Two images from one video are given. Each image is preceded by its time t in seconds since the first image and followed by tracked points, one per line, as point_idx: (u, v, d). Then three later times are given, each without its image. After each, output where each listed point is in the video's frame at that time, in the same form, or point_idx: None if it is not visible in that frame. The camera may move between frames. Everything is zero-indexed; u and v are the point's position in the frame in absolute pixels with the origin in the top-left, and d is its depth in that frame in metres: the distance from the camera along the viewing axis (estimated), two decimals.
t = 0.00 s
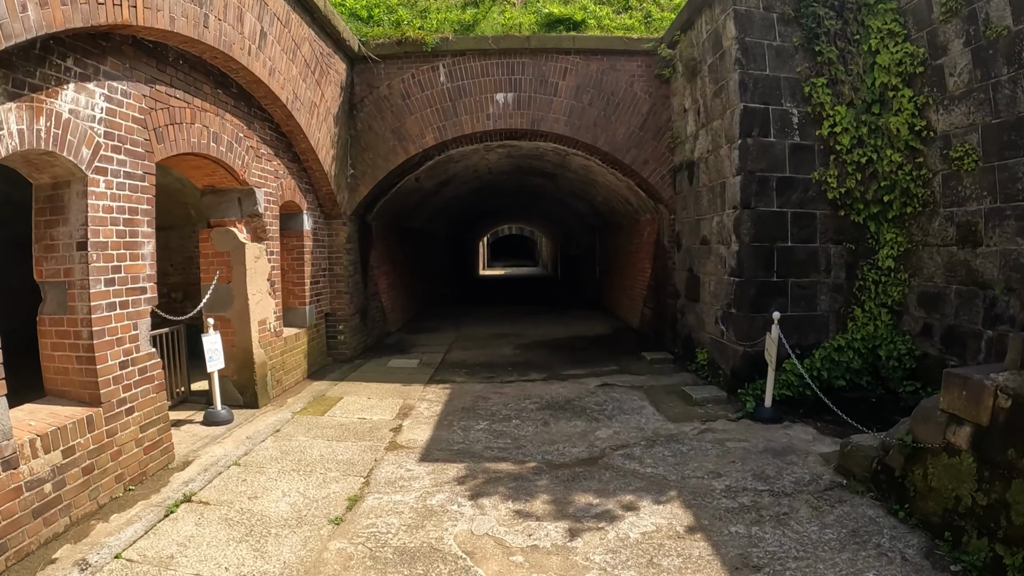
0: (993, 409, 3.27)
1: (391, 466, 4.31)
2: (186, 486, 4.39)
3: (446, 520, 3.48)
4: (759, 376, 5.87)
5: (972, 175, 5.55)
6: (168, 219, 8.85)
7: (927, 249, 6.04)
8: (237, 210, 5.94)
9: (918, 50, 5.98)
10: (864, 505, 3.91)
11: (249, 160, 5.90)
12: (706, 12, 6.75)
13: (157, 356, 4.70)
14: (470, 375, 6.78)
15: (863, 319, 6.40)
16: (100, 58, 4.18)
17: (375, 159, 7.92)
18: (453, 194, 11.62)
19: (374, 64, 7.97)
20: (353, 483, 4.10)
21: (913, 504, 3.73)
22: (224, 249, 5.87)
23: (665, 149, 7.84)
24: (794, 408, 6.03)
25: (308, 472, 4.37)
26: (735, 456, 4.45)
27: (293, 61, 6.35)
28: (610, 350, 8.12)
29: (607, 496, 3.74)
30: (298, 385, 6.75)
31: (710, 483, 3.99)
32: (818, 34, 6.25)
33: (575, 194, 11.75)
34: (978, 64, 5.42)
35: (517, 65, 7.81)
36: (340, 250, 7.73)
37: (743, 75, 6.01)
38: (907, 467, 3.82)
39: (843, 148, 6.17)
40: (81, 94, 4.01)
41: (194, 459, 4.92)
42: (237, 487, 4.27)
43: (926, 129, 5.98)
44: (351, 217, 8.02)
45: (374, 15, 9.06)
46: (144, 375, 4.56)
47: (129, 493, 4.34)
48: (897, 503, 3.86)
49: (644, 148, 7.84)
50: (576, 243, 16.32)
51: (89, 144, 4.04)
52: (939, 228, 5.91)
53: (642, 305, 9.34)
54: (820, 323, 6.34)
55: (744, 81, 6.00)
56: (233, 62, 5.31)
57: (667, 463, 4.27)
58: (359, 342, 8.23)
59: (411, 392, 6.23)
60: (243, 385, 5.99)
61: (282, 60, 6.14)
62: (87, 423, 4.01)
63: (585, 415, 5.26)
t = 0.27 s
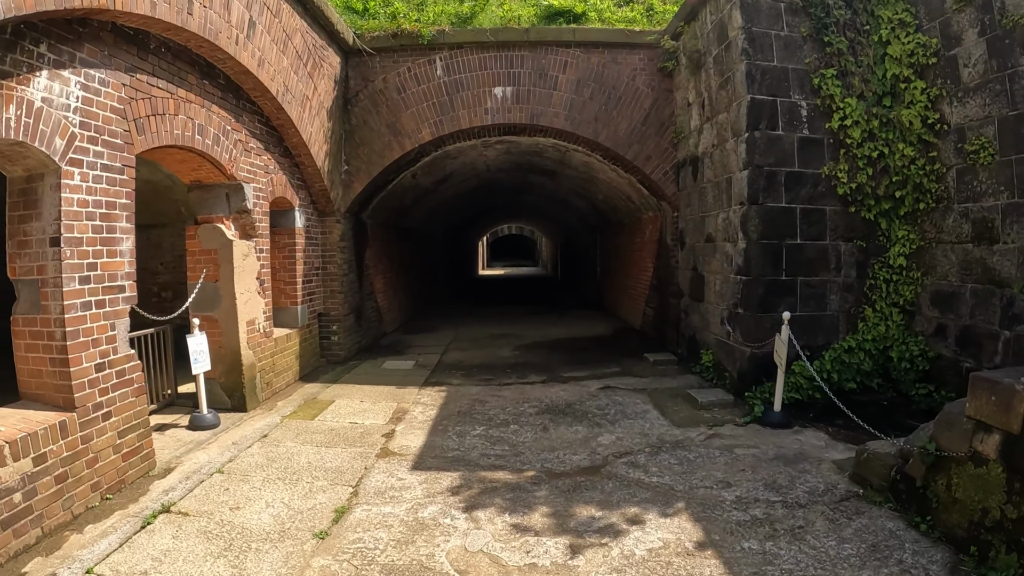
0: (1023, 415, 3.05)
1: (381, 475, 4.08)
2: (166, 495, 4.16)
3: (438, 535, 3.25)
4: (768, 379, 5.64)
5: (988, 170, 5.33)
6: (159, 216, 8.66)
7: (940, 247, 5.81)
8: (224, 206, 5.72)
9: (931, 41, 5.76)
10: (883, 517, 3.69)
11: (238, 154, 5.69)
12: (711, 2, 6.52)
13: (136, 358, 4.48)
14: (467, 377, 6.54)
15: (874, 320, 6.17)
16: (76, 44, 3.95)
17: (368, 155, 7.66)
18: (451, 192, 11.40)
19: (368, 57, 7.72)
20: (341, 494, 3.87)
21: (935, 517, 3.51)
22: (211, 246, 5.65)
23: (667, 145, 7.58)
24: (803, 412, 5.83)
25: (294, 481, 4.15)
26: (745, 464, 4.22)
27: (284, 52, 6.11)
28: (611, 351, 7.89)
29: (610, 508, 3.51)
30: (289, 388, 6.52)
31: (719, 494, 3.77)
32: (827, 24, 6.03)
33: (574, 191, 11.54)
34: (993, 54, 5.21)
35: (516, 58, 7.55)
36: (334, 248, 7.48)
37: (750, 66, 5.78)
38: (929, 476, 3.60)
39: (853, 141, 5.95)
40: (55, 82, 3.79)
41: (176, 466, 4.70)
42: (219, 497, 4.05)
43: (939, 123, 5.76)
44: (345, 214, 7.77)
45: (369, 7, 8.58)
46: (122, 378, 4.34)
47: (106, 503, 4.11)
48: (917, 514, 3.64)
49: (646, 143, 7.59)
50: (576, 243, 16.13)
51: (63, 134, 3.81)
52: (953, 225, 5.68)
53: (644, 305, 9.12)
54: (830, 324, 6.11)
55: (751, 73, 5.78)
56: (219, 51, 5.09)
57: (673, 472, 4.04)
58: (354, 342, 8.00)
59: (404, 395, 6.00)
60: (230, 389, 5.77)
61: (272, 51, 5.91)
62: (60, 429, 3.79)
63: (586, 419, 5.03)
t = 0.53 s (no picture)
0: None
1: (372, 491, 3.86)
2: (145, 512, 3.94)
3: (431, 559, 3.03)
4: (777, 386, 5.42)
5: (1007, 169, 5.10)
6: (149, 215, 8.45)
7: (955, 249, 5.60)
8: (212, 206, 5.51)
9: (946, 34, 5.54)
10: (904, 537, 3.47)
11: (225, 152, 5.47)
12: None
13: (114, 366, 4.25)
14: (465, 383, 6.31)
15: (886, 324, 5.96)
16: (49, 36, 3.72)
17: (363, 154, 7.42)
18: (449, 191, 11.17)
19: (363, 52, 7.47)
20: (329, 512, 3.64)
21: (960, 538, 3.30)
22: (198, 248, 5.44)
23: (671, 143, 7.33)
24: (812, 420, 5.61)
25: (280, 497, 3.92)
26: (756, 479, 4.00)
27: (274, 46, 5.88)
28: (613, 355, 7.67)
29: (614, 529, 3.29)
30: (281, 394, 6.31)
31: (731, 512, 3.55)
32: (838, 16, 5.79)
33: (574, 191, 11.32)
34: (1012, 48, 4.98)
35: (515, 54, 7.30)
36: (328, 250, 7.26)
37: (759, 59, 5.56)
38: (954, 494, 3.39)
39: (865, 139, 5.75)
40: (25, 75, 3.56)
41: (159, 480, 4.47)
42: (200, 514, 3.82)
43: (955, 119, 5.52)
44: (339, 215, 7.54)
45: (364, 2, 8.32)
46: (100, 387, 4.11)
47: (82, 519, 3.89)
48: (940, 534, 3.42)
49: (649, 141, 7.35)
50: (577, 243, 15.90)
51: (33, 131, 3.58)
52: (969, 226, 5.46)
53: (646, 307, 8.89)
54: (841, 328, 5.89)
55: (759, 67, 5.55)
56: (204, 44, 4.86)
57: (681, 488, 3.82)
58: (349, 346, 7.78)
59: (399, 402, 5.77)
60: (218, 396, 5.57)
61: (260, 45, 5.67)
62: (31, 443, 3.56)
63: (588, 429, 4.81)
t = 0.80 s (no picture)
0: None
1: (363, 509, 3.65)
2: (126, 531, 3.74)
3: None
4: (786, 396, 5.22)
5: None
6: (141, 217, 8.27)
7: (971, 253, 5.39)
8: (199, 208, 5.32)
9: (961, 30, 5.33)
10: (925, 561, 3.26)
11: (213, 152, 5.28)
12: None
13: (93, 377, 4.05)
14: (463, 391, 6.10)
15: (899, 330, 5.75)
16: (21, 29, 3.52)
17: (358, 154, 7.19)
18: (448, 192, 10.96)
19: (359, 50, 7.27)
20: (317, 533, 3.43)
21: (986, 563, 3.10)
22: (185, 252, 5.26)
23: (675, 142, 7.10)
24: (823, 430, 5.41)
25: (266, 516, 3.72)
26: (768, 497, 3.80)
27: (265, 42, 5.67)
28: (616, 360, 7.46)
29: (619, 553, 3.09)
30: (272, 402, 6.11)
31: (743, 535, 3.34)
32: (850, 11, 5.58)
33: (575, 191, 11.12)
34: None
35: (515, 51, 7.07)
36: (322, 252, 7.05)
37: (768, 56, 5.35)
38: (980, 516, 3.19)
39: (879, 139, 5.55)
40: None
41: (141, 495, 4.27)
42: (182, 534, 3.61)
43: (971, 119, 5.31)
44: (335, 216, 7.33)
45: None
46: (77, 399, 3.91)
47: (60, 539, 3.69)
48: (964, 558, 3.23)
49: (653, 141, 7.13)
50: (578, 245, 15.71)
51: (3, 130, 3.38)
52: (986, 229, 5.25)
53: (649, 311, 8.68)
54: (852, 334, 5.69)
55: (769, 63, 5.34)
56: (189, 39, 4.65)
57: (690, 507, 3.61)
58: (345, 351, 7.57)
59: (394, 411, 5.56)
60: (207, 406, 5.38)
61: (250, 40, 5.46)
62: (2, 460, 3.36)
63: (591, 441, 4.60)
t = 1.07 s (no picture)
0: None
1: (353, 526, 3.45)
2: (104, 547, 3.54)
3: None
4: (797, 403, 5.02)
5: None
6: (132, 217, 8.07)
7: (987, 254, 5.17)
8: (186, 207, 5.12)
9: (977, 24, 5.14)
10: None
11: (200, 149, 5.09)
12: None
13: (70, 384, 3.85)
14: (461, 396, 5.88)
15: (913, 334, 5.53)
16: None
17: (353, 151, 6.97)
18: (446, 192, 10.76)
19: (355, 45, 7.03)
20: (303, 552, 3.23)
21: None
22: (171, 253, 5.06)
23: (680, 140, 6.88)
24: (835, 439, 5.21)
25: (251, 533, 3.51)
26: (782, 512, 3.60)
27: (255, 35, 5.47)
28: (619, 364, 7.25)
29: None
30: (264, 408, 5.91)
31: (758, 554, 3.13)
32: (863, 3, 5.37)
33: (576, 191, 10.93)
34: None
35: (515, 46, 6.84)
36: (317, 253, 6.83)
37: (778, 48, 5.15)
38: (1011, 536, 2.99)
39: (893, 135, 5.35)
40: None
41: (122, 508, 4.06)
42: (161, 552, 3.41)
43: (988, 115, 5.11)
44: (330, 216, 7.12)
45: None
46: (53, 408, 3.71)
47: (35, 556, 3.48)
48: None
49: (657, 138, 6.90)
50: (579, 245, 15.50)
51: None
52: (1003, 229, 5.02)
53: (653, 313, 8.47)
54: (865, 338, 5.48)
55: (779, 57, 5.13)
56: (174, 30, 4.45)
57: (701, 523, 3.41)
58: (340, 355, 7.36)
59: (389, 417, 5.35)
60: (194, 413, 5.19)
61: (239, 33, 5.24)
62: None
63: (595, 451, 4.39)
